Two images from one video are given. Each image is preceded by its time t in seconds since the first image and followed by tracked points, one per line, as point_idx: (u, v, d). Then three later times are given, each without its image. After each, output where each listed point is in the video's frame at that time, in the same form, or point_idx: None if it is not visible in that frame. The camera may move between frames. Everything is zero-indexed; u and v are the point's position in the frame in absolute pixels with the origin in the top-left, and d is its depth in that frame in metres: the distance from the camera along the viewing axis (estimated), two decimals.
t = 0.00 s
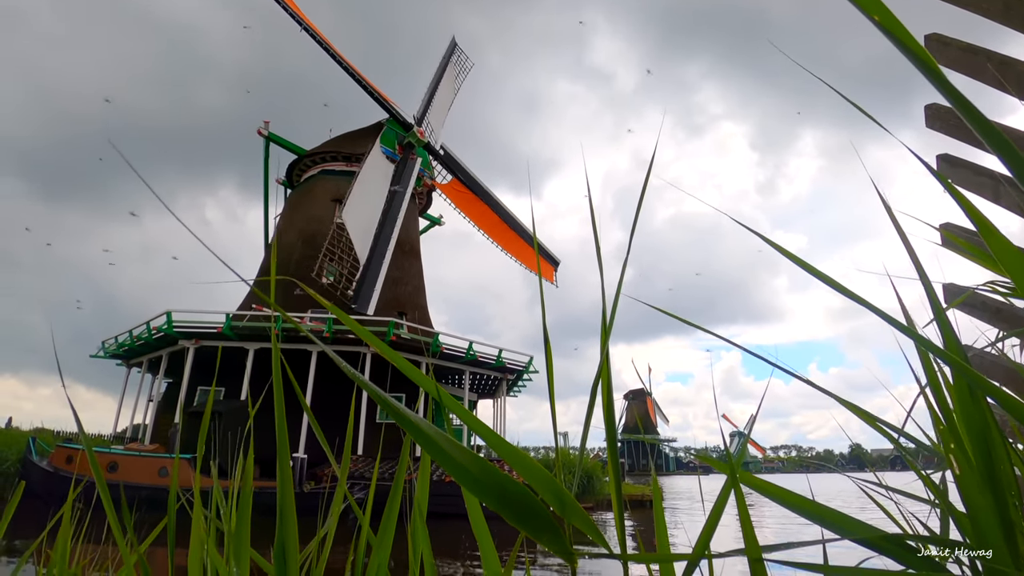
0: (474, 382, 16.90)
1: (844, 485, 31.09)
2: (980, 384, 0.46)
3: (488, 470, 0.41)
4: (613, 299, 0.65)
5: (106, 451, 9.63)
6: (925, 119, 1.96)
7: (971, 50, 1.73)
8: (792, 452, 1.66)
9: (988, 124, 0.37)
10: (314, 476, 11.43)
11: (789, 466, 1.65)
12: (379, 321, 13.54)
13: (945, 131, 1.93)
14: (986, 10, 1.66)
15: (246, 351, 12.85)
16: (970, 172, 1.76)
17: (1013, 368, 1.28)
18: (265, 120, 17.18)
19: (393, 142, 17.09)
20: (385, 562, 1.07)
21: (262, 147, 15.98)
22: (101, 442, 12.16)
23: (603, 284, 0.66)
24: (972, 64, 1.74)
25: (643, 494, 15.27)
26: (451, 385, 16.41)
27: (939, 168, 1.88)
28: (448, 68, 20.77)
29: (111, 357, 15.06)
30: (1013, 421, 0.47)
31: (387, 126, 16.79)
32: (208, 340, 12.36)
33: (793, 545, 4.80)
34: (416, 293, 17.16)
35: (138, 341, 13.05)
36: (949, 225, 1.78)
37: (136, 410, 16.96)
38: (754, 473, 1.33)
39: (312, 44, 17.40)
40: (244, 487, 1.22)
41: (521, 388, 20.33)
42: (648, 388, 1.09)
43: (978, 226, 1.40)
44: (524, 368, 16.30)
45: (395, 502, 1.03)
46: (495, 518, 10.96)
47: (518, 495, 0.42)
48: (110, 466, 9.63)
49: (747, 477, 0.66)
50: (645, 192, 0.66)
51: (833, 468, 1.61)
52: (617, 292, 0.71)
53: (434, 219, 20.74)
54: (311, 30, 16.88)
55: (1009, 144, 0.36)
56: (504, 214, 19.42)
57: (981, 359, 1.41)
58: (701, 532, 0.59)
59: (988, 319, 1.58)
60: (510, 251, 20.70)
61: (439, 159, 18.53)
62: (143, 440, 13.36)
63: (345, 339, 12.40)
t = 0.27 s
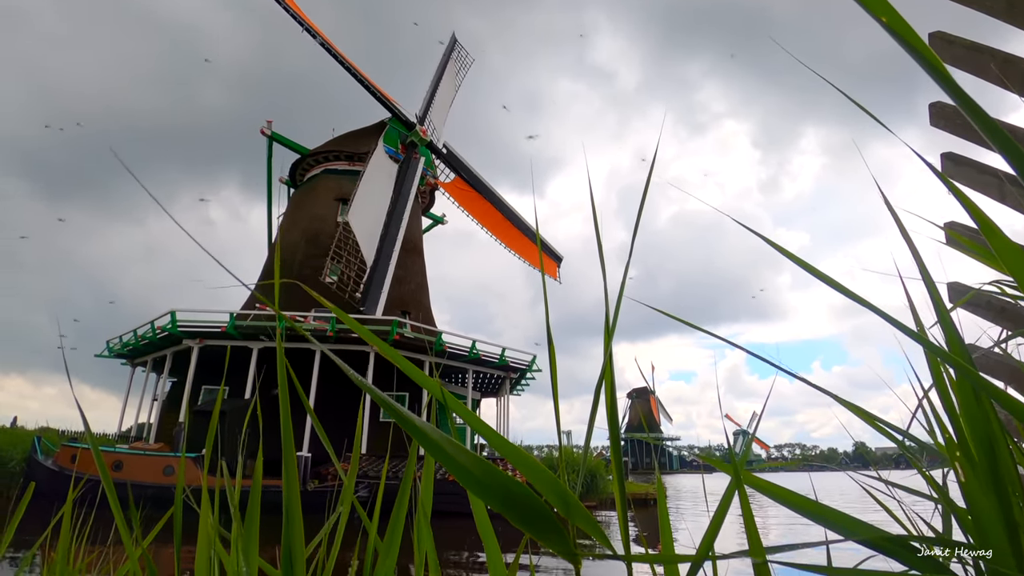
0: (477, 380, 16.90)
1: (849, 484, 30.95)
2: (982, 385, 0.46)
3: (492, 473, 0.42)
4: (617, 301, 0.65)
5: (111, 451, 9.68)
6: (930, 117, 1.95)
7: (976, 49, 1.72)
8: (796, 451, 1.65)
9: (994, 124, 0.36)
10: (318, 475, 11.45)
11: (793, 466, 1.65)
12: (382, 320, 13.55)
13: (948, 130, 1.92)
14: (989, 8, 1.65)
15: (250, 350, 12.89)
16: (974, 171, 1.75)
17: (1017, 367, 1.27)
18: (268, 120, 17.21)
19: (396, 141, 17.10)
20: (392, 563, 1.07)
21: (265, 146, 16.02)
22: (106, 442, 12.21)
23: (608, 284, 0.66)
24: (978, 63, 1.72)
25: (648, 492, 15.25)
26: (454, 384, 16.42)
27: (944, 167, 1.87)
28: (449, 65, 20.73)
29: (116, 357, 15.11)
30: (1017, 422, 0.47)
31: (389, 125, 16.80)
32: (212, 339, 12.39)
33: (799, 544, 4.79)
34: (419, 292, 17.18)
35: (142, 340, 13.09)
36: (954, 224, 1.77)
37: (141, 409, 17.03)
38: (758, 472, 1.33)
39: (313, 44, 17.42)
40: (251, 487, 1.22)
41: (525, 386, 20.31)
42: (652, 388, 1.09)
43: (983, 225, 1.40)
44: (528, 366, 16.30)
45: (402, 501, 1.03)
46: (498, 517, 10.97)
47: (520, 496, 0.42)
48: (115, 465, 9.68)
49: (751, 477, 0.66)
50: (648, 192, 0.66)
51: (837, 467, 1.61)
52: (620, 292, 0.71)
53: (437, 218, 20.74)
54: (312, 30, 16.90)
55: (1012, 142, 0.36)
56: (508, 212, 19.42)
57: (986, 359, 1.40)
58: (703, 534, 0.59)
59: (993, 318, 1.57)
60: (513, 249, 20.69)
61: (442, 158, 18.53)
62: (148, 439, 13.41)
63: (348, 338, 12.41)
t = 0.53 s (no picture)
0: (480, 381, 16.91)
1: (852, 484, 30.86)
2: (987, 382, 0.46)
3: (500, 472, 0.42)
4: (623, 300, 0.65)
5: (115, 452, 9.70)
6: (933, 115, 1.94)
7: (980, 47, 1.72)
8: (800, 451, 1.65)
9: (997, 122, 0.37)
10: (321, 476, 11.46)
11: (798, 465, 1.64)
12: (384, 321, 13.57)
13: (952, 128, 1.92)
14: (993, 6, 1.65)
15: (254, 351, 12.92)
16: (977, 170, 1.75)
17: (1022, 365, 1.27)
18: (271, 122, 17.26)
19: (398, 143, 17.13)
20: (394, 562, 1.07)
21: (268, 148, 16.06)
22: (111, 443, 12.24)
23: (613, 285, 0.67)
24: (981, 60, 1.72)
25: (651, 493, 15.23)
26: (457, 385, 16.43)
27: (947, 165, 1.86)
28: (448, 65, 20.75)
29: (120, 358, 15.15)
30: None
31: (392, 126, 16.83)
32: (216, 341, 12.42)
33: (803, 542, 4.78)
34: (422, 292, 17.19)
35: (146, 342, 13.14)
36: (958, 222, 1.77)
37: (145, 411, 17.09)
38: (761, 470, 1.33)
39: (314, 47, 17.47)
40: (253, 487, 1.22)
41: (528, 386, 20.33)
42: (656, 388, 1.09)
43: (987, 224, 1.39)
44: (531, 367, 16.30)
45: (405, 501, 1.03)
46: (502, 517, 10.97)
47: (526, 494, 0.42)
48: (120, 467, 9.70)
49: (756, 476, 0.66)
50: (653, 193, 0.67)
51: (841, 466, 1.60)
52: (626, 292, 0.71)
53: (439, 219, 20.76)
54: (314, 34, 16.96)
55: (1014, 135, 0.36)
56: (510, 211, 19.44)
57: (990, 357, 1.40)
58: (710, 533, 0.59)
59: (998, 316, 1.57)
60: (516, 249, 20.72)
61: (444, 158, 18.56)
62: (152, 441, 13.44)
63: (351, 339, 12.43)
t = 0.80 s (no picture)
0: (482, 379, 16.91)
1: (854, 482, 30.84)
2: (989, 384, 0.46)
3: (504, 475, 0.42)
4: (624, 300, 0.65)
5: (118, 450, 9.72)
6: (936, 114, 1.94)
7: (983, 45, 1.71)
8: (802, 449, 1.65)
9: (992, 124, 0.37)
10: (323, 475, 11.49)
11: (800, 463, 1.64)
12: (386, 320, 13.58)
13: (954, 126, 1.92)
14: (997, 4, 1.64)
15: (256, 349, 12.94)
16: (980, 168, 1.74)
17: None
18: (273, 120, 17.26)
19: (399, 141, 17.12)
20: (396, 560, 1.07)
21: (270, 147, 16.08)
22: (114, 442, 12.27)
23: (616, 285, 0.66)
24: (984, 59, 1.72)
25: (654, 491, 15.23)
26: (460, 383, 16.44)
27: (950, 163, 1.86)
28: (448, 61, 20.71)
29: (123, 356, 15.18)
30: None
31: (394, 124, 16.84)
32: (218, 339, 12.44)
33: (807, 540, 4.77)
34: (424, 291, 17.20)
35: (149, 341, 13.16)
36: (960, 221, 1.76)
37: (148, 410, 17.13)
38: (763, 468, 1.33)
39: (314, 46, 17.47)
40: (254, 485, 1.22)
41: (530, 384, 20.33)
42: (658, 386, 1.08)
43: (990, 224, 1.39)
44: (533, 365, 16.30)
45: (407, 499, 1.03)
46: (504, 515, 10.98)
47: (528, 496, 0.42)
48: (123, 464, 9.72)
49: (758, 475, 0.66)
50: (656, 190, 0.66)
51: (843, 465, 1.60)
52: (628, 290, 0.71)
53: (441, 217, 20.76)
54: (314, 33, 16.96)
55: (1010, 134, 0.36)
56: (513, 208, 19.46)
57: (992, 355, 1.40)
58: (712, 532, 0.59)
59: (1000, 315, 1.57)
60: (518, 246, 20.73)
61: (446, 156, 18.56)
62: (155, 439, 13.47)
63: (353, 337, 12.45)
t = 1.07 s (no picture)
0: (483, 381, 16.90)
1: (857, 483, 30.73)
2: (990, 390, 0.46)
3: (507, 479, 0.42)
4: (625, 303, 0.65)
5: (120, 452, 9.70)
6: (936, 116, 1.94)
7: (984, 48, 1.71)
8: (804, 450, 1.65)
9: (986, 131, 0.37)
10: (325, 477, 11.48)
11: (801, 465, 1.64)
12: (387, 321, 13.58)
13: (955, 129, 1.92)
14: (997, 7, 1.64)
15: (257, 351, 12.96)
16: (980, 169, 1.75)
17: None
18: (273, 122, 17.28)
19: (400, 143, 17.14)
20: (397, 564, 1.07)
21: (271, 149, 16.10)
22: (116, 443, 12.29)
23: (617, 288, 0.66)
24: (986, 61, 1.72)
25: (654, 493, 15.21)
26: (461, 384, 16.42)
27: (951, 164, 1.86)
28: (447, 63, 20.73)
29: (124, 358, 15.20)
30: None
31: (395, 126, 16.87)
32: (220, 341, 12.46)
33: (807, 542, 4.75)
34: (425, 292, 17.20)
35: (150, 342, 13.16)
36: (961, 223, 1.76)
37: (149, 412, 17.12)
38: (765, 470, 1.33)
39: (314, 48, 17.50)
40: (255, 488, 1.22)
41: (532, 385, 20.31)
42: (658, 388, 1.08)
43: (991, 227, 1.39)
44: (534, 366, 16.29)
45: (408, 502, 1.03)
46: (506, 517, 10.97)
47: (529, 497, 0.42)
48: (124, 467, 9.70)
49: (759, 478, 0.66)
50: (657, 194, 0.66)
51: (845, 466, 1.60)
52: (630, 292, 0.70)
53: (442, 219, 20.76)
54: (315, 36, 17.00)
55: (997, 137, 0.37)
56: (514, 209, 19.46)
57: (993, 356, 1.39)
58: (714, 538, 0.58)
59: (1002, 317, 1.57)
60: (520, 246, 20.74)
61: (447, 157, 18.58)
62: (157, 441, 13.48)
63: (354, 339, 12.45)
